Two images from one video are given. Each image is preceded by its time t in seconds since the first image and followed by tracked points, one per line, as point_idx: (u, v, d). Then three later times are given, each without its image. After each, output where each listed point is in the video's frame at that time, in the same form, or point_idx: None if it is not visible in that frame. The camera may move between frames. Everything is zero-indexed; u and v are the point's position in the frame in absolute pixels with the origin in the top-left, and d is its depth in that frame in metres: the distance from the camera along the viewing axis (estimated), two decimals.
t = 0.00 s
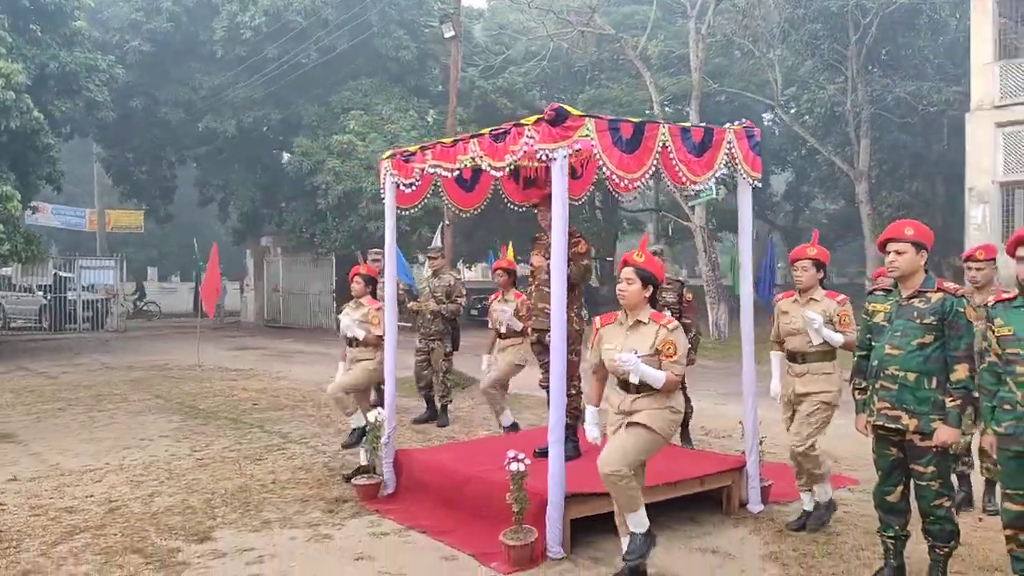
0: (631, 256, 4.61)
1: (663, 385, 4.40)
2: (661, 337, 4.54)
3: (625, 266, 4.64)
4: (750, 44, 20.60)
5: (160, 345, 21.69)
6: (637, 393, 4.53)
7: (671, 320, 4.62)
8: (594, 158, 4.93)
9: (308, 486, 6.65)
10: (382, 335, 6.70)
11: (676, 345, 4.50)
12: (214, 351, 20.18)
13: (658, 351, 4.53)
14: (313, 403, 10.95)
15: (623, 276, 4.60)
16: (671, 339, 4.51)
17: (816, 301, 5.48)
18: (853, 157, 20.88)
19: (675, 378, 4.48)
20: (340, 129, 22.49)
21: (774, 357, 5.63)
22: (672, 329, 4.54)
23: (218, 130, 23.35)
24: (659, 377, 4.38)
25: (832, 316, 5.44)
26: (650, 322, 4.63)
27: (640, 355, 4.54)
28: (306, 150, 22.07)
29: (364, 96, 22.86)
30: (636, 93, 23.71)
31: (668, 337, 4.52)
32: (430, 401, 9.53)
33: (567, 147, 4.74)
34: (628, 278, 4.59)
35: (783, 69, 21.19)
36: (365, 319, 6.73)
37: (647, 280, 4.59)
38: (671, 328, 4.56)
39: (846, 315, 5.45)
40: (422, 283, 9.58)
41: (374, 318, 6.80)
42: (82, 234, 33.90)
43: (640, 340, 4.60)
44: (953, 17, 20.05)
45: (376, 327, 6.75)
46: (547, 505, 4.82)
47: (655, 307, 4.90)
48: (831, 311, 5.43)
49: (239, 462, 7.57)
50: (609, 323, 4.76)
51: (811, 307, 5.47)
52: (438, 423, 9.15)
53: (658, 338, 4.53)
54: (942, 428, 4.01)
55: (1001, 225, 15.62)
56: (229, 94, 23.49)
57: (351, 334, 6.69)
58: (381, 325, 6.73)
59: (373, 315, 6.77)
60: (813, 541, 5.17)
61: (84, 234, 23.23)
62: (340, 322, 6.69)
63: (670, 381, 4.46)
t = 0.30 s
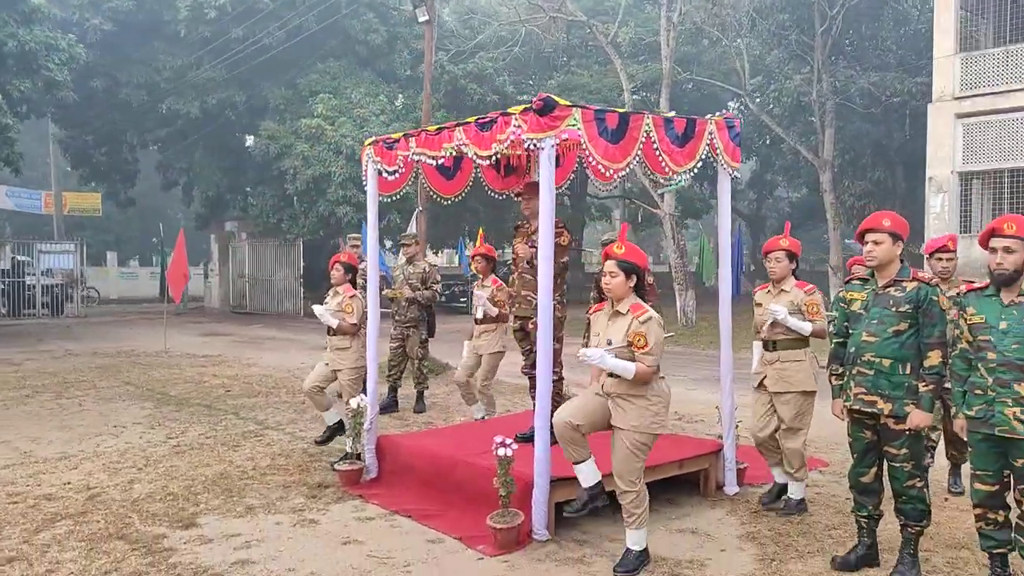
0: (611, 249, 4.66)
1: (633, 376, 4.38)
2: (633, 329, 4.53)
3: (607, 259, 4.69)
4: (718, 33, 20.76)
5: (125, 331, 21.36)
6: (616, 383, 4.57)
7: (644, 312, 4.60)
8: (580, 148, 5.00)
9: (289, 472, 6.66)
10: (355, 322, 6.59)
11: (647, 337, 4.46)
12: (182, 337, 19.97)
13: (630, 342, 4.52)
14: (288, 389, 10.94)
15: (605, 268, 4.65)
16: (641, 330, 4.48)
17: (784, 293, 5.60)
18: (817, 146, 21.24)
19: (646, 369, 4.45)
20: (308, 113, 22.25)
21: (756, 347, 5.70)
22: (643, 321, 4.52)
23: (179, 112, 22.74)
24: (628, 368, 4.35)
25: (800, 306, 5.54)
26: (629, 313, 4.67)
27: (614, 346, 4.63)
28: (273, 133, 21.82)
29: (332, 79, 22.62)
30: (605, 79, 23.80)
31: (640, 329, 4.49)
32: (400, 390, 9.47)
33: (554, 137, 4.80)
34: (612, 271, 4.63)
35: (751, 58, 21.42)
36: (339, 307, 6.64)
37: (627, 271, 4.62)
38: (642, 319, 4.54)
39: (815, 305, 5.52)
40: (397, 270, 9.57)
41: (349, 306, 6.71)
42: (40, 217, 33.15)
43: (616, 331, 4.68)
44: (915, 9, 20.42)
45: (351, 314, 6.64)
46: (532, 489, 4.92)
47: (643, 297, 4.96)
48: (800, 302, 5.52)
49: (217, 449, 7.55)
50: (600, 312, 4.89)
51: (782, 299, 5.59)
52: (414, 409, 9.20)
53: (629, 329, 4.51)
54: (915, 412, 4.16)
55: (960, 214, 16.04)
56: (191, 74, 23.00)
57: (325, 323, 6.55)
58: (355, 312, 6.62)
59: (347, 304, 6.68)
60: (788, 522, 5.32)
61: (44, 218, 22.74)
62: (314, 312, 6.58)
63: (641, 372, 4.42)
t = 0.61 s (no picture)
0: (603, 224, 4.80)
1: (630, 347, 4.55)
2: (628, 301, 4.68)
3: (598, 233, 4.81)
4: (682, 16, 20.92)
5: (84, 312, 20.98)
6: (605, 353, 4.64)
7: (638, 285, 4.74)
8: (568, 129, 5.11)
9: (271, 448, 6.73)
10: (340, 299, 6.60)
11: (643, 309, 4.63)
12: (145, 317, 19.70)
13: (625, 314, 4.67)
14: (261, 368, 10.93)
15: (597, 241, 4.76)
16: (637, 303, 4.64)
17: (763, 268, 5.75)
18: (779, 129, 21.59)
19: (642, 340, 4.61)
20: (271, 91, 21.97)
21: (727, 321, 5.87)
22: (637, 294, 4.67)
23: (139, 90, 21.92)
24: (626, 338, 4.54)
25: (778, 283, 5.71)
26: (619, 285, 4.78)
27: (607, 318, 4.67)
28: (235, 111, 21.51)
29: (296, 56, 22.36)
30: (569, 60, 23.86)
31: (635, 301, 4.66)
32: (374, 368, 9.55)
33: (544, 118, 4.90)
34: (602, 244, 4.74)
35: (714, 41, 21.63)
36: (322, 283, 6.64)
37: (618, 245, 4.75)
38: (637, 293, 4.69)
39: (792, 281, 5.71)
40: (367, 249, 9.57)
41: (334, 284, 6.71)
42: None
43: (608, 302, 4.73)
44: None
45: (335, 292, 6.64)
46: (522, 460, 5.07)
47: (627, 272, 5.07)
48: (779, 278, 5.70)
49: (196, 426, 7.56)
50: (586, 286, 4.94)
51: (760, 274, 5.74)
52: (389, 387, 9.27)
53: (625, 301, 4.67)
54: (889, 382, 4.39)
55: (915, 196, 16.53)
56: (150, 50, 22.23)
57: (308, 299, 6.58)
58: (339, 289, 6.62)
59: (333, 281, 6.66)
60: (764, 488, 5.56)
61: None
62: (298, 287, 6.58)
63: (637, 343, 4.59)
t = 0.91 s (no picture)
0: (590, 210, 4.97)
1: (614, 329, 4.77)
2: (613, 285, 4.90)
3: (584, 219, 4.98)
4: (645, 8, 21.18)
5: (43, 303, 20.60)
6: (590, 336, 4.86)
7: (622, 269, 4.96)
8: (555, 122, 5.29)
9: (256, 436, 6.82)
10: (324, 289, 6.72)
11: (627, 292, 4.86)
12: (109, 308, 19.43)
13: (610, 297, 4.88)
14: (235, 358, 10.93)
15: (583, 226, 4.94)
16: (622, 286, 4.87)
17: (739, 258, 6.02)
18: (740, 121, 22.02)
19: (625, 322, 4.84)
20: (233, 78, 21.72)
21: (703, 309, 6.12)
22: (622, 278, 4.89)
23: (96, 77, 21.49)
24: (611, 320, 4.75)
25: (753, 271, 6.00)
26: (604, 270, 4.99)
27: (593, 300, 4.88)
28: (198, 99, 21.26)
29: (258, 43, 22.12)
30: (534, 51, 23.99)
31: (621, 285, 4.88)
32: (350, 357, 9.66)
33: (532, 112, 5.08)
34: (588, 230, 4.92)
35: (676, 33, 21.95)
36: (307, 274, 6.74)
37: (603, 230, 4.95)
38: (622, 276, 4.90)
39: (766, 270, 5.99)
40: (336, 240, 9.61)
41: (318, 274, 6.82)
42: None
43: (594, 285, 4.94)
44: None
45: (319, 282, 6.75)
46: (510, 443, 5.27)
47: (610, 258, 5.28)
48: (753, 267, 5.98)
49: (178, 415, 7.61)
50: (571, 271, 5.13)
51: (737, 264, 6.02)
52: (367, 376, 9.40)
53: (610, 284, 4.89)
54: (859, 364, 4.68)
55: (870, 188, 17.07)
56: (107, 36, 21.74)
57: (293, 289, 6.70)
58: (324, 280, 6.73)
59: (318, 272, 6.77)
60: (738, 467, 5.84)
61: None
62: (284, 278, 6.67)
63: (620, 325, 4.81)
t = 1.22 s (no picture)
0: (569, 206, 5.09)
1: (592, 321, 4.92)
2: (592, 278, 5.04)
3: (564, 215, 5.10)
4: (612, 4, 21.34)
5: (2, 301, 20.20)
6: (569, 329, 5.00)
7: (600, 263, 5.10)
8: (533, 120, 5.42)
9: (235, 431, 6.86)
10: (303, 285, 6.76)
11: (606, 285, 5.00)
12: (73, 305, 19.15)
13: (589, 290, 5.03)
14: (207, 354, 10.88)
15: (562, 223, 5.07)
16: (601, 280, 5.01)
17: (712, 252, 6.21)
18: (705, 116, 22.33)
19: (603, 315, 4.99)
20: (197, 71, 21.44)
21: (677, 302, 6.29)
22: (601, 271, 5.03)
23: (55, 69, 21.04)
24: (590, 313, 4.90)
25: (725, 265, 6.19)
26: (583, 264, 5.13)
27: (573, 294, 5.03)
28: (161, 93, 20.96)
29: (223, 36, 21.87)
30: (501, 45, 24.04)
31: (599, 278, 5.02)
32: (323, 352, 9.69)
33: (511, 110, 5.20)
34: (567, 226, 5.06)
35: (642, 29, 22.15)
36: (286, 270, 6.77)
37: (582, 226, 5.08)
38: (601, 270, 5.05)
39: (738, 264, 6.19)
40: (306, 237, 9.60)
41: (296, 270, 6.86)
42: None
43: (574, 279, 5.08)
44: None
45: (297, 278, 6.79)
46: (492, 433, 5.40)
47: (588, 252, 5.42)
48: (726, 261, 6.17)
49: (154, 411, 7.61)
50: (550, 265, 5.26)
51: (710, 258, 6.21)
52: (340, 371, 9.45)
53: (590, 278, 5.03)
54: (826, 353, 4.88)
55: (832, 182, 17.48)
56: (65, 28, 21.14)
57: (272, 284, 6.72)
58: (302, 275, 6.77)
59: (296, 267, 6.80)
60: (710, 455, 6.04)
61: None
62: (262, 273, 6.70)
63: (599, 318, 4.96)
